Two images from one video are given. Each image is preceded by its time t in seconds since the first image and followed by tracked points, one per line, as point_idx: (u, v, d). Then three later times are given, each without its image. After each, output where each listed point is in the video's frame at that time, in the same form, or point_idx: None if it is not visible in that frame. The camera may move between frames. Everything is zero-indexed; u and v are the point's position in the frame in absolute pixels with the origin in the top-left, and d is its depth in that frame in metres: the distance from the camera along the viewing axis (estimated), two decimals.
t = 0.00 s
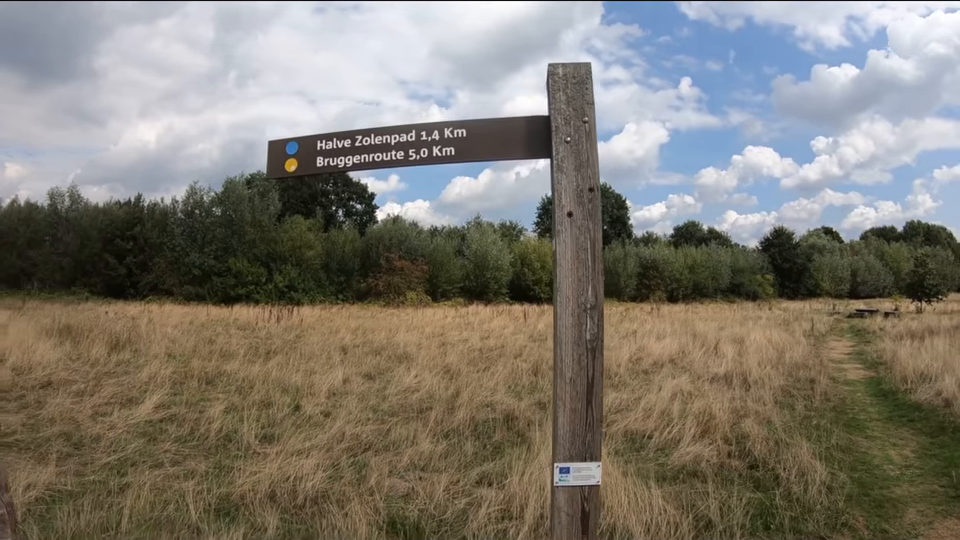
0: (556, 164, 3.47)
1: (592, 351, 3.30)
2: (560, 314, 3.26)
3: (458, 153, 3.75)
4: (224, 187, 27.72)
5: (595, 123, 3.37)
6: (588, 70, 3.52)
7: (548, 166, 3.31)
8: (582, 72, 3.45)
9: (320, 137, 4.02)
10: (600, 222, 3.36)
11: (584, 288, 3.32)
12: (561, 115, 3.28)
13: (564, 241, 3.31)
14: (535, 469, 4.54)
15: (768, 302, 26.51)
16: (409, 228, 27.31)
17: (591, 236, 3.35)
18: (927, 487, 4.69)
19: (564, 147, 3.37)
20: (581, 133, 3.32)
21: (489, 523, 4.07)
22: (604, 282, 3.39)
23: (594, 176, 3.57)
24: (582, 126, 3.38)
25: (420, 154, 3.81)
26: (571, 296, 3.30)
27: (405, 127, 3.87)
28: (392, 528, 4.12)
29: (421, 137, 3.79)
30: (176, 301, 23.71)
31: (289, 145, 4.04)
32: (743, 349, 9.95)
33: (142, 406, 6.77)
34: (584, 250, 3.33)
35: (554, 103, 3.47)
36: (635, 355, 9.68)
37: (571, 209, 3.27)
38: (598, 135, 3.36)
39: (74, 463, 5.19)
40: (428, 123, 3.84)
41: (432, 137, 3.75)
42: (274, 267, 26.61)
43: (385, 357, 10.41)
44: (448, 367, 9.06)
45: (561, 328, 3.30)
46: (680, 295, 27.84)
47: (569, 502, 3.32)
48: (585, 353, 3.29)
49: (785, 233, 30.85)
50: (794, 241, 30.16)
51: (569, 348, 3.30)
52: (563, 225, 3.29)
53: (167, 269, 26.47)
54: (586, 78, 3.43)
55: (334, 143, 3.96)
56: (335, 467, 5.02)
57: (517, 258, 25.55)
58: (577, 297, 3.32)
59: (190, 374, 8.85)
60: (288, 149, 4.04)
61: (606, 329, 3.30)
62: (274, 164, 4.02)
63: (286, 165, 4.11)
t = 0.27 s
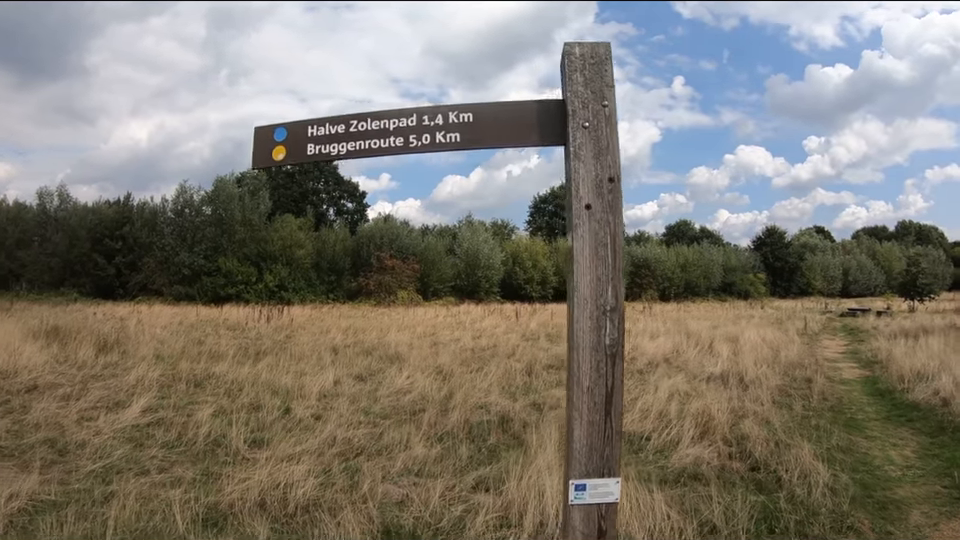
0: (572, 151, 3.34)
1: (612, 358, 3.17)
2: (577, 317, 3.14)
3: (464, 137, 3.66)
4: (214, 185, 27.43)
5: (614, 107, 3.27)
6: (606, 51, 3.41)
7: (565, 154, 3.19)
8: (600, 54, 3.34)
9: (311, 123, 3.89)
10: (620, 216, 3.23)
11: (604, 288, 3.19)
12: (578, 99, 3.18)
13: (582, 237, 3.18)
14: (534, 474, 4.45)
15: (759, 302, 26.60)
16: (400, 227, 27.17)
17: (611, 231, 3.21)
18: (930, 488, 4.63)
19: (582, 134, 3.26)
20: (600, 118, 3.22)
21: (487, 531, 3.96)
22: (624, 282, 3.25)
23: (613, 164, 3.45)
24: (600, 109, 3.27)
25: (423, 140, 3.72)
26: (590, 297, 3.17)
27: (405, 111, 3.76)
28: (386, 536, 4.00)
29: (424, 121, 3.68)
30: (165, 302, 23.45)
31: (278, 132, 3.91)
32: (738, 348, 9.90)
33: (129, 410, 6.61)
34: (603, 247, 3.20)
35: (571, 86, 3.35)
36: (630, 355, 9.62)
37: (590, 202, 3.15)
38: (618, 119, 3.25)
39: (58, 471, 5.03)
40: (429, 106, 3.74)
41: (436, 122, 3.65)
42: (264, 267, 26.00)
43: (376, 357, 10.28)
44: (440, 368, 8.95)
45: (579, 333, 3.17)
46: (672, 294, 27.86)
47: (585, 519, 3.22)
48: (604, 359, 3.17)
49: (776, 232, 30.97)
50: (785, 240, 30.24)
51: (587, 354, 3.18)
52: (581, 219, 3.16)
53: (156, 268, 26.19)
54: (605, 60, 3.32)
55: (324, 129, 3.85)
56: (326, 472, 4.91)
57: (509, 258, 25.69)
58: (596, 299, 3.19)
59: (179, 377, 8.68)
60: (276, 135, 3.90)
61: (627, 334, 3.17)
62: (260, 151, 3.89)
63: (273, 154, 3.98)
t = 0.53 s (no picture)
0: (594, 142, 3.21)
1: (638, 370, 3.02)
2: (602, 325, 2.98)
3: (474, 126, 3.59)
4: (211, 190, 27.30)
5: (638, 95, 3.19)
6: (627, 34, 3.31)
7: (588, 145, 3.08)
8: (623, 36, 3.24)
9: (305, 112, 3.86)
10: (647, 213, 3.10)
11: (630, 293, 3.03)
12: (601, 87, 3.10)
13: (607, 236, 3.03)
14: (537, 485, 4.37)
15: (758, 304, 26.56)
16: (398, 232, 27.10)
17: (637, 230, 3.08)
18: (942, 495, 4.55)
19: (605, 123, 3.15)
20: (624, 106, 3.13)
21: None
22: (652, 289, 3.10)
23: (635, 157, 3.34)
24: (624, 97, 3.18)
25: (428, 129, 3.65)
26: (615, 303, 3.01)
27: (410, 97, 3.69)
28: None
29: (429, 108, 3.61)
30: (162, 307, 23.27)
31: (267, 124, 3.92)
32: (740, 352, 9.83)
33: (123, 418, 6.50)
34: (629, 247, 3.06)
35: (591, 72, 3.26)
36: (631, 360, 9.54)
37: (615, 197, 3.01)
38: (642, 107, 3.16)
39: (48, 483, 4.91)
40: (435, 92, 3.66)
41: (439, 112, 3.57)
42: (262, 272, 25.90)
43: (375, 362, 10.18)
44: (440, 373, 8.85)
45: (604, 342, 3.02)
46: (670, 297, 27.78)
47: None
48: (630, 372, 3.01)
49: (775, 235, 30.94)
50: (784, 243, 30.20)
51: (612, 365, 3.02)
52: (606, 216, 3.03)
53: (152, 273, 26.07)
54: (627, 44, 3.23)
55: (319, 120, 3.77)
56: (323, 483, 4.81)
57: (509, 261, 25.66)
58: (622, 306, 3.03)
59: (175, 383, 8.57)
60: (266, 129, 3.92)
61: (654, 345, 3.02)
62: (252, 145, 3.90)
63: (264, 146, 4.01)
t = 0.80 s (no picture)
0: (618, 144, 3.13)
1: (671, 398, 2.90)
2: (631, 349, 2.88)
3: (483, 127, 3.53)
4: (214, 199, 27.30)
5: (662, 89, 3.08)
6: (650, 25, 3.23)
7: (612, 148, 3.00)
8: (645, 28, 3.14)
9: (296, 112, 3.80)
10: (676, 224, 3.01)
11: (661, 316, 2.92)
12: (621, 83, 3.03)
13: (635, 250, 2.94)
14: (546, 503, 4.26)
15: (763, 312, 26.39)
16: (400, 241, 27.06)
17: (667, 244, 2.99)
18: None
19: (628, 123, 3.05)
20: (647, 103, 3.05)
21: None
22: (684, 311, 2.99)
23: (662, 159, 3.26)
24: (648, 93, 3.09)
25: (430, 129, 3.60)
26: (645, 326, 2.91)
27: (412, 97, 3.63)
28: None
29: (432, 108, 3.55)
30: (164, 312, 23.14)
31: (256, 125, 3.88)
32: (747, 360, 9.70)
33: (121, 428, 6.39)
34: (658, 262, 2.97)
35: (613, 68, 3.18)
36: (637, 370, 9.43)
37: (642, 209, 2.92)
38: (667, 105, 3.07)
39: (41, 494, 4.79)
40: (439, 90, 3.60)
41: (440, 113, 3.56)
42: (265, 280, 26.04)
43: (378, 373, 10.07)
44: (444, 385, 8.74)
45: (633, 365, 2.92)
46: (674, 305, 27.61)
47: None
48: (662, 400, 2.89)
49: (778, 241, 30.84)
50: (787, 249, 30.09)
51: (643, 394, 2.91)
52: (633, 227, 2.96)
53: (155, 281, 26.02)
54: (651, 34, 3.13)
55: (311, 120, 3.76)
56: (324, 500, 4.70)
57: (511, 270, 25.79)
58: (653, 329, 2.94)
59: (175, 393, 8.46)
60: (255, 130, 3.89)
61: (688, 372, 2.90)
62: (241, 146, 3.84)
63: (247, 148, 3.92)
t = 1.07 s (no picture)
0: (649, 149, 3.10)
1: (706, 440, 2.84)
2: (666, 387, 2.84)
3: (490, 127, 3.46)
4: (219, 207, 27.38)
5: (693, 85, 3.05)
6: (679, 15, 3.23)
7: (643, 154, 3.00)
8: (675, 18, 3.13)
9: (279, 115, 3.80)
10: (712, 242, 2.97)
11: (698, 353, 2.87)
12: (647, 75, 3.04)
13: (670, 274, 2.90)
14: (555, 523, 4.18)
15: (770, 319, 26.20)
16: (405, 249, 27.04)
17: (704, 271, 2.93)
18: None
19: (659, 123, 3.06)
20: (677, 101, 3.04)
21: None
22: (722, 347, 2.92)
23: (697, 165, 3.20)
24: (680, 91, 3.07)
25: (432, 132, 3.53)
26: (681, 364, 2.86)
27: (409, 96, 3.60)
28: None
29: (433, 109, 3.52)
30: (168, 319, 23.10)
31: (234, 130, 3.90)
32: (756, 368, 9.58)
33: (120, 438, 6.33)
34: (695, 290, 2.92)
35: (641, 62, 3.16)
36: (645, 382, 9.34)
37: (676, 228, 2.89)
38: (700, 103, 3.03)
39: (36, 507, 4.73)
40: (440, 89, 3.56)
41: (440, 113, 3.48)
42: (271, 288, 26.28)
43: (383, 383, 10.00)
44: (448, 395, 8.66)
45: (668, 401, 2.87)
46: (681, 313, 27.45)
47: None
48: (698, 442, 2.84)
49: (784, 248, 30.68)
50: (793, 256, 29.90)
51: (677, 432, 2.87)
52: (666, 246, 2.92)
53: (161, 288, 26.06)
54: (680, 27, 3.14)
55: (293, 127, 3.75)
56: (326, 516, 4.63)
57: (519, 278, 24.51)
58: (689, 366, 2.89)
59: (176, 403, 8.40)
60: (231, 136, 3.91)
61: (724, 414, 2.86)
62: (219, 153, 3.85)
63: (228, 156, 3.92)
